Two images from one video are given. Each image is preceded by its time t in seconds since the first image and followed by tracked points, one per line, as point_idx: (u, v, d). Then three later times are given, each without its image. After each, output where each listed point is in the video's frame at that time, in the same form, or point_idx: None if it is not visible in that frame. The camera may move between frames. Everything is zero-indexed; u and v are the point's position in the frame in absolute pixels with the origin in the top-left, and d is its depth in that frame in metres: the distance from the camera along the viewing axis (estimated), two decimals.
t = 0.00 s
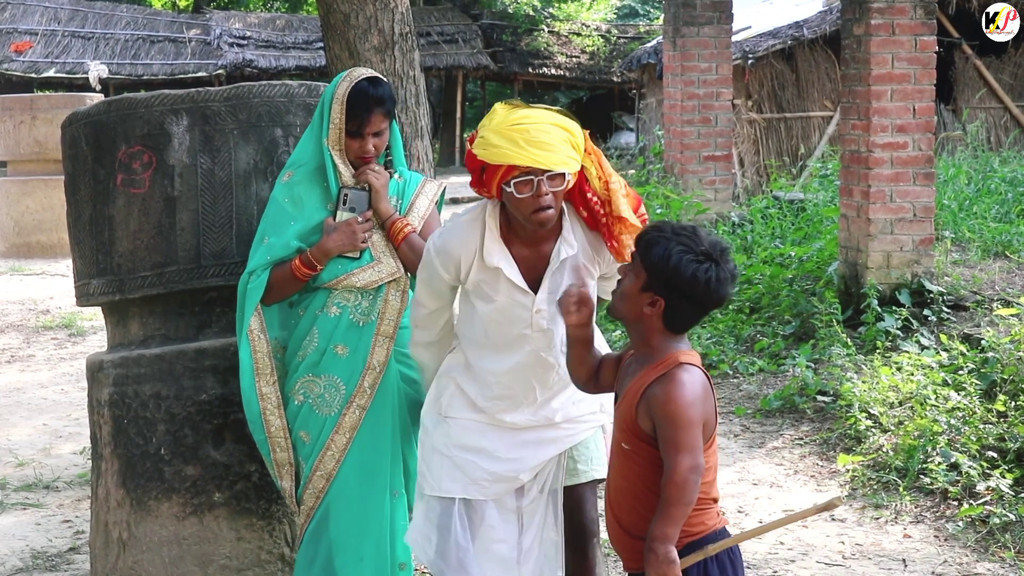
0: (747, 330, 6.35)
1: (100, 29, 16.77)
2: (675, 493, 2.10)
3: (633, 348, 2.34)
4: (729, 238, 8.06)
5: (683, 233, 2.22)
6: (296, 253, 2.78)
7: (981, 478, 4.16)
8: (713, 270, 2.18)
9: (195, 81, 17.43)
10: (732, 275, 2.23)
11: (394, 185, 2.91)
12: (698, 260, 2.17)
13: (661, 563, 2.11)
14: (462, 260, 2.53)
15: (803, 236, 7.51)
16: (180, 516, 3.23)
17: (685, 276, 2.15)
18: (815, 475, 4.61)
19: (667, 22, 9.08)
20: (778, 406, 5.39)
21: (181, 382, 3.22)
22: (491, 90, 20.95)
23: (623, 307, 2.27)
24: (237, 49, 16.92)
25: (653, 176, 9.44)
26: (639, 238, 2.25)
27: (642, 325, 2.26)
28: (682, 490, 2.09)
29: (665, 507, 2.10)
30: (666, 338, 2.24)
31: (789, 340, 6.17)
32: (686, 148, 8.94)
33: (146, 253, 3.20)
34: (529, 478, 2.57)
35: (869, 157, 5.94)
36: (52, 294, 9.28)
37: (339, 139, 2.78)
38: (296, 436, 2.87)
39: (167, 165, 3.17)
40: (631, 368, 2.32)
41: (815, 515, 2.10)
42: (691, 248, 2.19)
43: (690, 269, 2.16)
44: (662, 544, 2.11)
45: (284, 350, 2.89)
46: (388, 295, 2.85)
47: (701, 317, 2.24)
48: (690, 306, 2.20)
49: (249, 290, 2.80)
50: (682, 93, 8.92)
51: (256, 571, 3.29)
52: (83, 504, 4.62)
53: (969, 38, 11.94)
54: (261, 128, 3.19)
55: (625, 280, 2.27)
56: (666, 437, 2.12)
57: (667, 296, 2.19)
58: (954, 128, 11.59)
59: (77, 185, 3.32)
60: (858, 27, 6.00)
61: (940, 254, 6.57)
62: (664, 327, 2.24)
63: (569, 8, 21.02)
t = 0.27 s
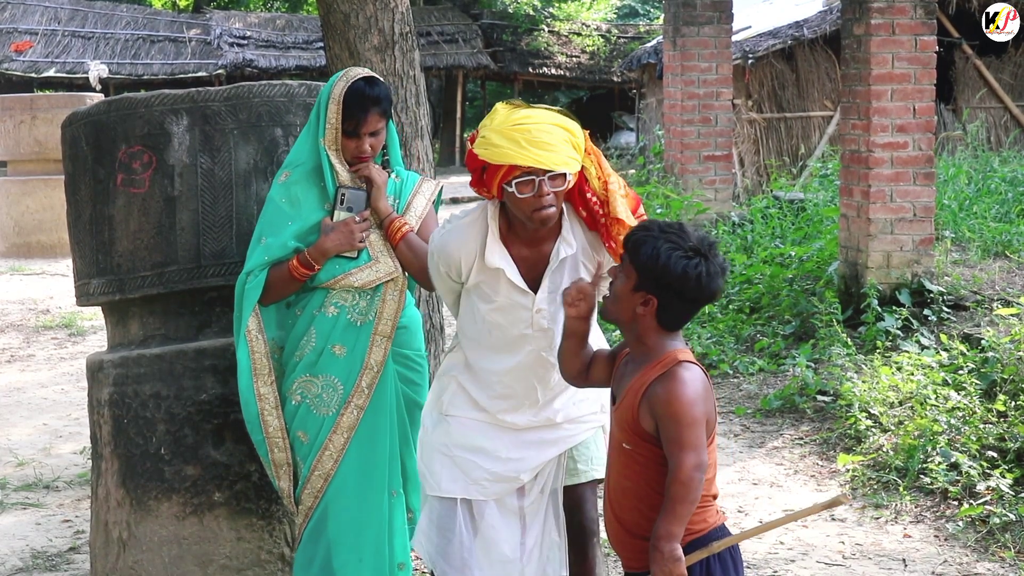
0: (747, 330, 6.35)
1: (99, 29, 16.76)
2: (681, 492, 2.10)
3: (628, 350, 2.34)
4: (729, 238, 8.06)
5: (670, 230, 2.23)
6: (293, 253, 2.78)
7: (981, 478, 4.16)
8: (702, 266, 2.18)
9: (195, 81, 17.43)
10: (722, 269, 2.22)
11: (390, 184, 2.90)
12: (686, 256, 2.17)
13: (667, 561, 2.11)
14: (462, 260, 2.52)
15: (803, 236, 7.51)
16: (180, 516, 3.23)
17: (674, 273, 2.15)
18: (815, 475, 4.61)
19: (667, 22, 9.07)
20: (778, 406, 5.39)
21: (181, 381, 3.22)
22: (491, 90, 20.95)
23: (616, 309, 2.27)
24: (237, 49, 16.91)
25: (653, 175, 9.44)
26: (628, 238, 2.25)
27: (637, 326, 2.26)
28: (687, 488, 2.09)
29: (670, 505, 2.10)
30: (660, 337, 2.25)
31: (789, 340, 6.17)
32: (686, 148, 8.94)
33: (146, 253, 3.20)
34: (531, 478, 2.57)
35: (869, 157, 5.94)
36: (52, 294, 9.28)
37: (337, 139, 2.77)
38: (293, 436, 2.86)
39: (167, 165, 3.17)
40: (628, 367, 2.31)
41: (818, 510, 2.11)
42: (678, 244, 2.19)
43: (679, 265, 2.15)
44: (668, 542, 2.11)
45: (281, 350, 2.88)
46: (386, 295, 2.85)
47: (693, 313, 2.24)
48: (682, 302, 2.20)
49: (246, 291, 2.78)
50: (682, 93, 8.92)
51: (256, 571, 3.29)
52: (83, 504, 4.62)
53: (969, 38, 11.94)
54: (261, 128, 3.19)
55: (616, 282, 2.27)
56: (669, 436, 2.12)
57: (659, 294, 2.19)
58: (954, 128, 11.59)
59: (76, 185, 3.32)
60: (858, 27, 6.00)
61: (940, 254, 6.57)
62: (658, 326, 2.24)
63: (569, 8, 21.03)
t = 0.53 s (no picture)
0: (747, 330, 6.35)
1: (99, 29, 16.76)
2: (675, 490, 2.10)
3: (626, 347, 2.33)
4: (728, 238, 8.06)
5: (670, 228, 2.23)
6: (290, 255, 2.77)
7: (981, 478, 4.16)
8: (701, 264, 2.18)
9: (194, 81, 17.43)
10: (721, 267, 2.23)
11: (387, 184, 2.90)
12: (685, 254, 2.17)
13: (661, 560, 2.11)
14: (460, 261, 2.52)
15: (803, 237, 7.52)
16: (179, 517, 3.23)
17: (673, 270, 2.15)
18: (815, 475, 4.61)
19: (667, 22, 9.06)
20: (777, 406, 5.39)
21: (181, 382, 3.22)
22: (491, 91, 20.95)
23: (614, 306, 2.27)
24: (236, 49, 16.90)
25: (653, 176, 9.44)
26: (626, 237, 2.25)
27: (635, 324, 2.25)
28: (682, 487, 2.09)
29: (665, 504, 2.10)
30: (659, 335, 2.24)
31: (788, 340, 6.17)
32: (686, 148, 8.94)
33: (145, 253, 3.20)
34: (530, 478, 2.57)
35: (869, 158, 5.94)
36: (51, 294, 9.29)
37: (332, 139, 2.77)
38: (290, 437, 2.86)
39: (166, 165, 3.16)
40: (625, 366, 2.31)
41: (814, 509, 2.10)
42: (677, 242, 2.20)
43: (677, 262, 2.16)
44: (662, 541, 2.11)
45: (277, 352, 2.89)
46: (383, 295, 2.85)
47: (693, 312, 2.24)
48: (681, 300, 2.20)
49: (242, 292, 2.77)
50: (682, 93, 8.93)
51: (256, 572, 3.29)
52: (83, 504, 4.62)
53: (969, 39, 11.95)
54: (260, 129, 3.19)
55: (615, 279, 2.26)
56: (663, 435, 2.12)
57: (657, 291, 2.19)
58: (953, 128, 11.59)
59: (76, 185, 3.32)
60: (858, 27, 6.00)
61: (939, 254, 6.57)
62: (656, 324, 2.23)
63: (568, 8, 21.04)
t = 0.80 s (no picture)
0: (743, 330, 6.36)
1: (96, 30, 16.75)
2: (665, 490, 2.09)
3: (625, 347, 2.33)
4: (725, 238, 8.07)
5: (678, 228, 2.23)
6: (283, 255, 2.77)
7: (977, 478, 4.16)
8: (708, 265, 2.18)
9: (192, 82, 17.43)
10: (727, 270, 2.23)
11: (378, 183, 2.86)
12: (694, 254, 2.17)
13: (649, 560, 2.11)
14: (457, 260, 2.52)
15: (799, 237, 7.53)
16: (176, 517, 3.23)
17: (681, 270, 2.16)
18: (812, 475, 4.61)
19: (663, 22, 9.06)
20: (774, 406, 5.39)
21: (177, 382, 3.22)
22: (489, 91, 20.96)
23: (618, 304, 2.26)
24: (233, 49, 16.88)
25: (650, 176, 9.45)
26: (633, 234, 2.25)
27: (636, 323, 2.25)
28: (673, 487, 2.09)
29: (655, 503, 2.10)
30: (659, 335, 2.24)
31: (785, 340, 6.16)
32: (682, 149, 8.95)
33: (142, 253, 3.20)
34: (527, 478, 2.56)
35: (865, 157, 5.95)
36: (48, 295, 9.28)
37: (325, 139, 2.78)
38: (284, 437, 2.86)
39: (163, 166, 3.16)
40: (622, 366, 2.31)
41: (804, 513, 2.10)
42: (685, 242, 2.20)
43: (686, 263, 2.16)
44: (651, 541, 2.10)
45: (270, 352, 2.88)
46: (377, 295, 2.85)
47: (696, 314, 2.24)
48: (688, 301, 2.20)
49: (236, 293, 2.78)
50: (679, 93, 8.93)
51: (253, 572, 3.29)
52: (79, 504, 4.62)
53: (965, 39, 11.96)
54: (257, 129, 3.19)
55: (621, 277, 2.26)
56: (657, 434, 2.12)
57: (663, 291, 2.19)
58: (950, 128, 11.60)
59: (72, 185, 3.32)
60: (854, 28, 6.00)
61: (936, 254, 6.58)
62: (658, 325, 2.23)
63: (566, 9, 21.05)
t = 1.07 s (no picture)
0: (741, 330, 6.36)
1: (93, 29, 16.74)
2: (665, 491, 2.09)
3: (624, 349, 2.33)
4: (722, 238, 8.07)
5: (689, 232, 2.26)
6: (278, 256, 2.77)
7: (975, 478, 4.16)
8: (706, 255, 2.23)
9: (190, 81, 17.42)
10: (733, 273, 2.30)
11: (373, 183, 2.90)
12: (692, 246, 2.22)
13: (648, 561, 2.11)
14: (454, 260, 2.52)
15: (797, 236, 7.53)
16: (174, 517, 3.23)
17: (683, 263, 2.19)
18: (810, 475, 4.62)
19: (661, 22, 9.06)
20: (772, 406, 5.39)
21: (175, 382, 3.22)
22: (487, 91, 20.97)
23: (627, 307, 2.25)
24: (231, 49, 16.86)
25: (647, 176, 9.45)
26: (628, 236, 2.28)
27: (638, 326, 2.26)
28: (673, 488, 2.09)
29: (655, 504, 2.10)
30: (665, 337, 2.26)
31: (782, 340, 6.16)
32: (680, 149, 8.95)
33: (139, 253, 3.20)
34: (524, 478, 2.55)
35: (863, 157, 5.94)
36: (45, 295, 9.27)
37: (319, 139, 2.78)
38: (280, 438, 2.85)
39: (161, 165, 3.16)
40: (623, 368, 2.32)
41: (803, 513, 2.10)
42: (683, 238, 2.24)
43: (687, 255, 2.20)
44: (649, 542, 2.10)
45: (265, 354, 2.87)
46: (372, 295, 2.85)
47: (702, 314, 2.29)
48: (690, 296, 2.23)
49: (231, 294, 2.77)
50: (676, 93, 8.92)
51: (251, 572, 3.29)
52: (77, 504, 4.62)
53: (963, 39, 11.96)
54: (255, 129, 3.19)
55: (631, 280, 2.24)
56: (657, 435, 2.12)
57: (683, 294, 2.22)
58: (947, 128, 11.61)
59: (70, 185, 3.32)
60: (851, 27, 5.99)
61: (933, 254, 6.58)
62: (669, 326, 2.26)
63: (564, 9, 21.06)
